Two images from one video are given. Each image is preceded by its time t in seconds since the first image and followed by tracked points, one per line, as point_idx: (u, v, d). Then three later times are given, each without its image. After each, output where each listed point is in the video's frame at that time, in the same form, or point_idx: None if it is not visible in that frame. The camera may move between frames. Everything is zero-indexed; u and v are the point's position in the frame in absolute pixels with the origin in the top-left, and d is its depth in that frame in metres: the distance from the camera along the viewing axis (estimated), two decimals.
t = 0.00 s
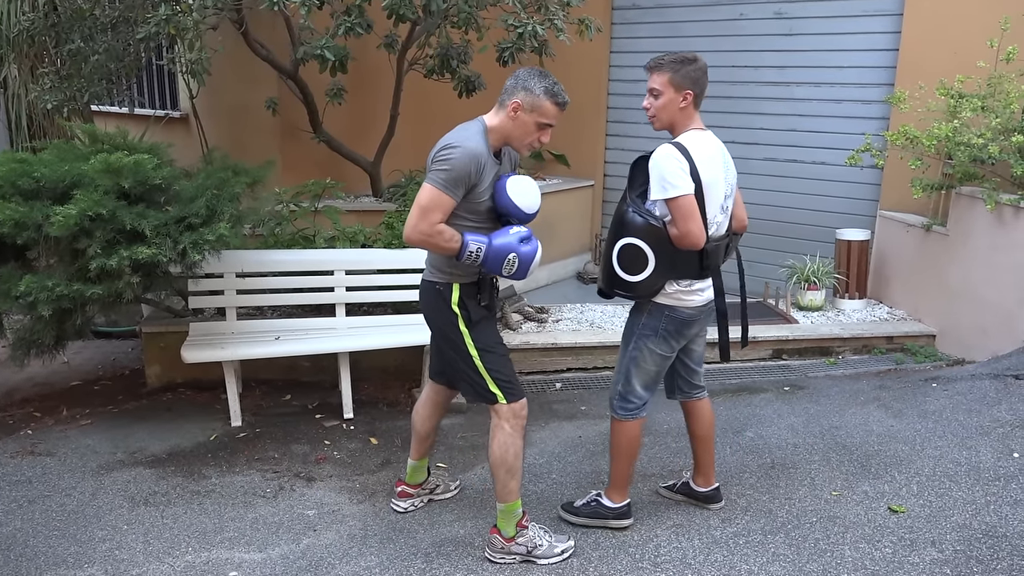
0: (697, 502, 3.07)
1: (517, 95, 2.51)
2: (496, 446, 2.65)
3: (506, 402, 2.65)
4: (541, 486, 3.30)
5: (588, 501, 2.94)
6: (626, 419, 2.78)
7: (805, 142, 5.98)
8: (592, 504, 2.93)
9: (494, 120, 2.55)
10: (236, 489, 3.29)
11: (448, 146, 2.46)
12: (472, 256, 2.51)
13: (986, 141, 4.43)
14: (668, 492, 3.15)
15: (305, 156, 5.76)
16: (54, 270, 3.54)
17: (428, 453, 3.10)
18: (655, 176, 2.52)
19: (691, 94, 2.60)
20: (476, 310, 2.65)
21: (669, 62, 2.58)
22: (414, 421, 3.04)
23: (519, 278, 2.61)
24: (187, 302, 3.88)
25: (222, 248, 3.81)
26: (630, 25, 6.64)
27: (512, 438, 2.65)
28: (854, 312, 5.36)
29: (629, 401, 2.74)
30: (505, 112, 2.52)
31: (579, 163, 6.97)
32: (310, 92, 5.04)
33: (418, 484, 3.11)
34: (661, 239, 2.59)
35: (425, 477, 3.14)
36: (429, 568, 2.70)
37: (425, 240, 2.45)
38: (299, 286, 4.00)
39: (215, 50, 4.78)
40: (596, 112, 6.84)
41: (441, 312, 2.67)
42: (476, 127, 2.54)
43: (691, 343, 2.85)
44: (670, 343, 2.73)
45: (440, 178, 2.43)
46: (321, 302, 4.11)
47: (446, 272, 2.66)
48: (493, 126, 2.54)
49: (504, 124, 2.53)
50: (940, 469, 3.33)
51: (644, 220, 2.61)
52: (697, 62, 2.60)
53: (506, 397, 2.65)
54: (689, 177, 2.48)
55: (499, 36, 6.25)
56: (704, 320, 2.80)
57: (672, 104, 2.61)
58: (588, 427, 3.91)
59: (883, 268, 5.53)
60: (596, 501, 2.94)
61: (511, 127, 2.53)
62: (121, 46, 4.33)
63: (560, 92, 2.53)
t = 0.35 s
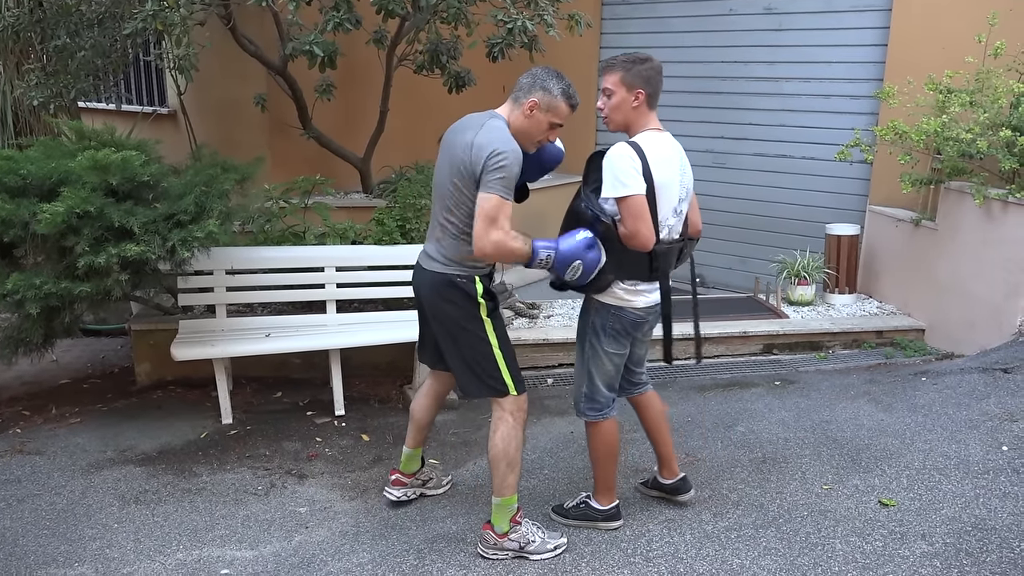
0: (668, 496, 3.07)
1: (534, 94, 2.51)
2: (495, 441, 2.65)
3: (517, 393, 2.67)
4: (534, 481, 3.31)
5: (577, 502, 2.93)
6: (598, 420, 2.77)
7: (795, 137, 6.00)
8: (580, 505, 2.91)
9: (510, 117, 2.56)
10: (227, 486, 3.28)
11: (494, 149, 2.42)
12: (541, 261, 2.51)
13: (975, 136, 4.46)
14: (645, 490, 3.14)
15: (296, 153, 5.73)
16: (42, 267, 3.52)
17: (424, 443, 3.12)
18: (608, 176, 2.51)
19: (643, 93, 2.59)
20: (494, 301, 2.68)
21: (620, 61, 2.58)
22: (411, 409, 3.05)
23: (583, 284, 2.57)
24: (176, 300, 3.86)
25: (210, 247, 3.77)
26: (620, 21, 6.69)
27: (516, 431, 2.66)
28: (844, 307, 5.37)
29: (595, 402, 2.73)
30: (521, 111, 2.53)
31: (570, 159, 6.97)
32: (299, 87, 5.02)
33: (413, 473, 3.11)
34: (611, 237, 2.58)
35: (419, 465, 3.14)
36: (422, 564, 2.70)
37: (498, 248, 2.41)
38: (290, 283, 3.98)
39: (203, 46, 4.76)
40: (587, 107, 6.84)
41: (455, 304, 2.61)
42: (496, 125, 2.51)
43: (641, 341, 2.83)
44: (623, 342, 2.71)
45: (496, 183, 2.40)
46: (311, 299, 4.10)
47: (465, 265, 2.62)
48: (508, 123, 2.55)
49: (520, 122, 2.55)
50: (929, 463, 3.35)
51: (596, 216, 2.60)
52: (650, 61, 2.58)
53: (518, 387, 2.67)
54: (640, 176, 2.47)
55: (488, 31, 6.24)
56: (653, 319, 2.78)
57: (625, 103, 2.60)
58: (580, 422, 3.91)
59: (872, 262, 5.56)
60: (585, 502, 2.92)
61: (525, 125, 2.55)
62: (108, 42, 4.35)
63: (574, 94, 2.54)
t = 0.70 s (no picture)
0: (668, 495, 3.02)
1: (540, 88, 2.49)
2: (506, 436, 2.64)
3: (526, 386, 2.66)
4: (542, 472, 3.31)
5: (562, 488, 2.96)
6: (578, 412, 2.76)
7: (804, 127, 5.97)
8: (565, 492, 2.95)
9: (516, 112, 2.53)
10: (236, 476, 3.30)
11: (498, 149, 2.36)
12: (531, 266, 2.48)
13: (986, 126, 4.43)
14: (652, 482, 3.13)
15: (304, 146, 5.75)
16: (51, 258, 3.53)
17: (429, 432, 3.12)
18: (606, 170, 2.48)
19: (645, 86, 2.58)
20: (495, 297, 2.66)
21: (627, 53, 2.58)
22: (419, 395, 3.05)
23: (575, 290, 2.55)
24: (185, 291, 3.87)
25: (219, 237, 3.81)
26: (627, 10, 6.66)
27: (526, 425, 2.66)
28: (853, 298, 5.37)
29: (574, 393, 2.73)
30: (528, 105, 2.51)
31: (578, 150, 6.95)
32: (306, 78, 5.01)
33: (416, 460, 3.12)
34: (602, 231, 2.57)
35: (422, 454, 3.15)
36: (430, 555, 2.71)
37: (487, 249, 2.38)
38: (298, 274, 3.98)
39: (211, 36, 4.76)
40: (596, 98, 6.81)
41: (458, 301, 2.60)
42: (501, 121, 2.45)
43: (630, 335, 2.83)
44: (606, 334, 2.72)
45: (495, 182, 2.36)
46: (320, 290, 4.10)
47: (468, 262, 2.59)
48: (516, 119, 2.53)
49: (527, 117, 2.52)
50: (939, 455, 3.34)
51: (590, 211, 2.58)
52: (657, 57, 2.58)
53: (526, 380, 2.66)
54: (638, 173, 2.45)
55: (496, 21, 6.22)
56: (641, 311, 2.79)
57: (625, 94, 2.59)
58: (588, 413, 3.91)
59: (881, 253, 5.53)
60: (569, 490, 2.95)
61: (533, 120, 2.52)
62: (116, 32, 4.38)
63: (582, 87, 2.53)
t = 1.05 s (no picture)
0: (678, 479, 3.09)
1: (502, 78, 2.49)
2: (482, 426, 2.64)
3: (499, 375, 2.65)
4: (541, 466, 3.31)
5: (560, 483, 2.98)
6: (588, 406, 2.78)
7: (802, 120, 5.96)
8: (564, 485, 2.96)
9: (479, 103, 2.54)
10: (235, 472, 3.30)
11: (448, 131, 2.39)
12: (466, 254, 2.36)
13: (984, 118, 4.43)
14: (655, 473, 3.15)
15: (301, 141, 5.75)
16: (49, 254, 3.53)
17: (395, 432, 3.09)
18: (610, 161, 2.47)
19: (638, 76, 2.58)
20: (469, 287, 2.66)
21: (616, 43, 2.56)
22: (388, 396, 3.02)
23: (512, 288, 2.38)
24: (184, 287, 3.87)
25: (216, 234, 3.78)
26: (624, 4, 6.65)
27: (501, 417, 2.64)
28: (851, 291, 5.37)
29: (586, 388, 2.73)
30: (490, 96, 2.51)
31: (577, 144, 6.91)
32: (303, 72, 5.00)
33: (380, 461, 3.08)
34: (609, 222, 2.56)
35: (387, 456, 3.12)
36: (430, 549, 2.72)
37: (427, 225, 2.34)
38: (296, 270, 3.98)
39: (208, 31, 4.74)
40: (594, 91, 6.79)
41: (429, 291, 2.61)
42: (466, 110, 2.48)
43: (636, 326, 2.84)
44: (615, 326, 2.73)
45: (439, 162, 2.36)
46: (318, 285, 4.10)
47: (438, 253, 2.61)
48: (479, 110, 2.54)
49: (489, 107, 2.53)
50: (937, 447, 3.35)
51: (592, 203, 2.57)
52: (645, 44, 2.58)
53: (500, 368, 2.65)
54: (644, 163, 2.46)
55: (493, 15, 6.21)
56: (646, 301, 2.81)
57: (620, 86, 2.58)
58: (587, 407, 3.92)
59: (879, 246, 5.53)
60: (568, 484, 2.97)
61: (495, 110, 2.53)
62: (111, 28, 4.33)
63: (543, 76, 2.52)
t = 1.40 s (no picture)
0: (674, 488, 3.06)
1: (480, 96, 2.48)
2: (468, 440, 2.61)
3: (485, 387, 2.61)
4: (538, 472, 3.31)
5: (565, 489, 2.97)
6: (589, 410, 2.77)
7: (800, 127, 5.98)
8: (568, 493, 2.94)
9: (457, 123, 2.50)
10: (232, 477, 3.29)
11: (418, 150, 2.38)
12: (434, 274, 2.38)
13: (980, 125, 4.44)
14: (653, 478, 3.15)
15: (299, 145, 5.76)
16: (46, 259, 3.52)
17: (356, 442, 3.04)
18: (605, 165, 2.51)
19: (646, 82, 2.59)
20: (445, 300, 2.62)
21: (624, 50, 2.57)
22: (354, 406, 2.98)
23: (473, 315, 2.39)
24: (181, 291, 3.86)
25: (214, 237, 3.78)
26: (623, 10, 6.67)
27: (487, 428, 2.62)
28: (849, 297, 5.38)
29: (587, 390, 2.73)
30: (468, 113, 2.49)
31: (575, 150, 6.94)
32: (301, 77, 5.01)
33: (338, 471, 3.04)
34: (606, 227, 2.57)
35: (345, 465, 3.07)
36: (427, 555, 2.71)
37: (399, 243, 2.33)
38: (295, 274, 3.98)
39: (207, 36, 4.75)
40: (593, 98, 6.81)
41: (404, 309, 2.58)
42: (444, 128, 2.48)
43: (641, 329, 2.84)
44: (618, 330, 2.72)
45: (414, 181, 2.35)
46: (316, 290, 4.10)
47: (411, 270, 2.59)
48: (458, 129, 2.50)
49: (467, 125, 2.50)
50: (934, 453, 3.35)
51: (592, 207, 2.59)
52: (653, 51, 2.58)
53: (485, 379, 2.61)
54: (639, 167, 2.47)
55: (492, 21, 6.23)
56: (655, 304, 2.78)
57: (627, 92, 2.59)
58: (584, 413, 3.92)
59: (877, 253, 5.55)
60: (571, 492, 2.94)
61: (472, 128, 2.51)
62: (111, 32, 4.33)
63: (516, 91, 2.53)
